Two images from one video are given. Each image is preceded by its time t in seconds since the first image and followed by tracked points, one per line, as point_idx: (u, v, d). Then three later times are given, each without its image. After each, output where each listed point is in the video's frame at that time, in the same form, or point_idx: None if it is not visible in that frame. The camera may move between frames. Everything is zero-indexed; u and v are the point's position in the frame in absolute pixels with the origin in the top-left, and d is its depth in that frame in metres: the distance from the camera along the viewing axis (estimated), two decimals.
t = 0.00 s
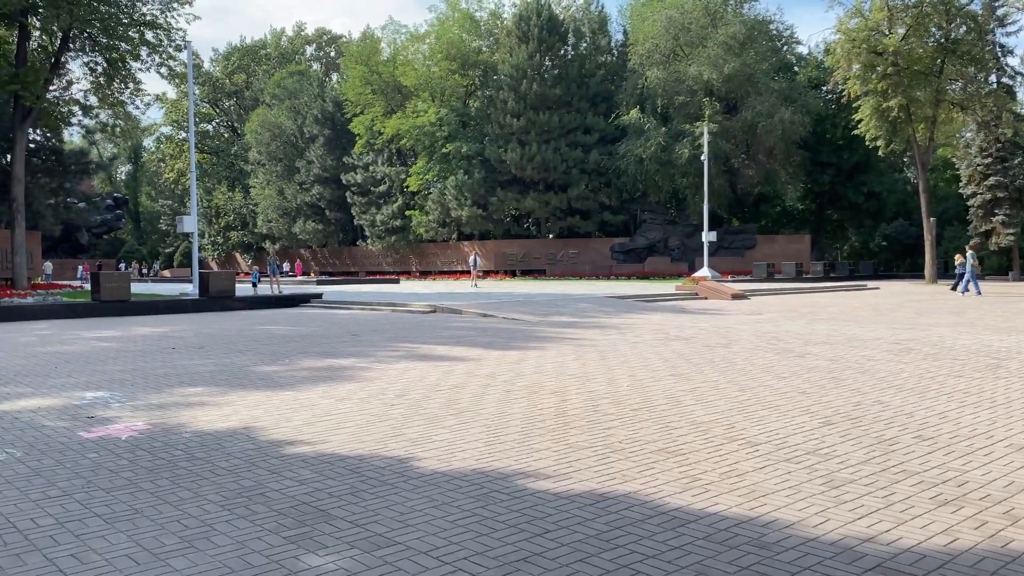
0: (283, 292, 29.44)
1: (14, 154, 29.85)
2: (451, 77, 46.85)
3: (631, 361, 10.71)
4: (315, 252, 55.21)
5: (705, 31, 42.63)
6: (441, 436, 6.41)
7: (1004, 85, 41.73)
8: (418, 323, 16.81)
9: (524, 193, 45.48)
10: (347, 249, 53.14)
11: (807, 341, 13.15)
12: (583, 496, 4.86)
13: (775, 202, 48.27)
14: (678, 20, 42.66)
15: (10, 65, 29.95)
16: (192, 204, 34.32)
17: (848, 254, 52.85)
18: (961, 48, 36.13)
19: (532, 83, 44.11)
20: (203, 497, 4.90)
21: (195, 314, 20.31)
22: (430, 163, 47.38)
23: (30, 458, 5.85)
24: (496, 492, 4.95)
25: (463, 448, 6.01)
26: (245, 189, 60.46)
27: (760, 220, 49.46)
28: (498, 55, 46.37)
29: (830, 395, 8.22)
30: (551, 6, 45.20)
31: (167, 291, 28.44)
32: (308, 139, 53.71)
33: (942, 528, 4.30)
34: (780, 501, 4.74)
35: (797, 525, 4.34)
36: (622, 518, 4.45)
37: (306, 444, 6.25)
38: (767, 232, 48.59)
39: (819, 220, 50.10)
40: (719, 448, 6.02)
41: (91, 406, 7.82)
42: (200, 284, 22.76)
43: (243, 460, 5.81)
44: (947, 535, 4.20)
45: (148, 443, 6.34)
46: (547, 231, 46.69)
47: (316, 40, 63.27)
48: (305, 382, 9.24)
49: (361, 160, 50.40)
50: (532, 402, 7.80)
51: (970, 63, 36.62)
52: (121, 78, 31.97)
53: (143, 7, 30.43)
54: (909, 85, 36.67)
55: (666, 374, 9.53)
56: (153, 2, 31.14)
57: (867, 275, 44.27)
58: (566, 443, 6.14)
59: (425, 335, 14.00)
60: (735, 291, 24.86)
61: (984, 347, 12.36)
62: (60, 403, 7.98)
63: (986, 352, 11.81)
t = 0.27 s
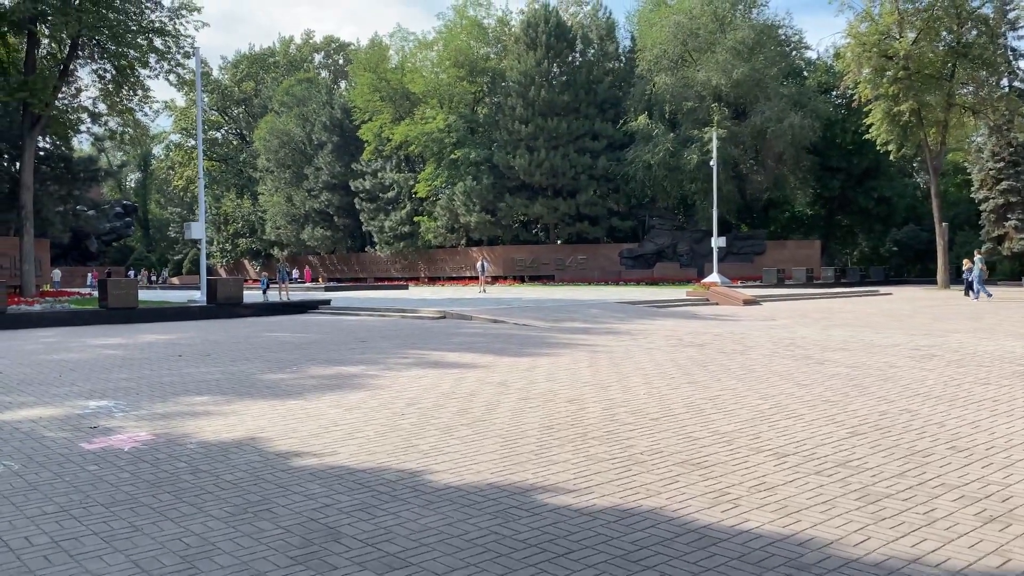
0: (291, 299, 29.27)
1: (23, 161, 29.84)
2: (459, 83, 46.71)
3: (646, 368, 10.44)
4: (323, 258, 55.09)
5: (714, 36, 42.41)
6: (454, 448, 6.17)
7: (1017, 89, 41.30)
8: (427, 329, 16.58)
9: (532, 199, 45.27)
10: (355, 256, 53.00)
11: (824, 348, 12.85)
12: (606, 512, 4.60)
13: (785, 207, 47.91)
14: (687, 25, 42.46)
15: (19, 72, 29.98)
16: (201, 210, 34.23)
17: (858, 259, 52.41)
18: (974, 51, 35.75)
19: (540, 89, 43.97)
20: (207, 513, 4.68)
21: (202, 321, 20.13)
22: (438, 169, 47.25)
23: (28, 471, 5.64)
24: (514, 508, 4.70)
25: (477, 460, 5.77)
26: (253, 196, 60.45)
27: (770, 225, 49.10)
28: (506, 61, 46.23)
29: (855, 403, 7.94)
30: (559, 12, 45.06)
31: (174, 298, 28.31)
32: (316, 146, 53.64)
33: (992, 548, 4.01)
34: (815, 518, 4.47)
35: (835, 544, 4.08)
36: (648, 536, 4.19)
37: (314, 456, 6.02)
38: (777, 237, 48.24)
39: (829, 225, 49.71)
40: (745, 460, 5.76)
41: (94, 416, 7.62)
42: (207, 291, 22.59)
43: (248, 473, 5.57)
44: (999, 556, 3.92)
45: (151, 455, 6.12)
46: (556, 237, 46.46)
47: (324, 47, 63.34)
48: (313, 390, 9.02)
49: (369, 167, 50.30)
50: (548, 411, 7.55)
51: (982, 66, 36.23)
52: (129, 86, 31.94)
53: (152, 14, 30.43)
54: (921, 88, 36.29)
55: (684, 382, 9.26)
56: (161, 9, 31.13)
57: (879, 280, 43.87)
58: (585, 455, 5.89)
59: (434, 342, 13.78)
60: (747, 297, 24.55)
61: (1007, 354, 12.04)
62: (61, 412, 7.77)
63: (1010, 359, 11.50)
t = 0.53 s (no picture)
0: (299, 307, 29.06)
1: (30, 169, 29.88)
2: (467, 89, 46.50)
3: (662, 378, 10.16)
4: (331, 265, 54.94)
5: (723, 40, 42.16)
6: (468, 466, 5.90)
7: None
8: (437, 338, 16.33)
9: (540, 205, 45.02)
10: (363, 263, 52.85)
11: (843, 356, 12.54)
12: (632, 537, 4.33)
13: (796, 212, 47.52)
14: (696, 29, 42.23)
15: (27, 81, 30.04)
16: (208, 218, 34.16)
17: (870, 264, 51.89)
18: (987, 53, 35.34)
19: (548, 95, 43.79)
20: (209, 539, 4.43)
21: (210, 330, 19.95)
22: (446, 176, 47.09)
23: (24, 492, 5.41)
24: (533, 533, 4.42)
25: (493, 480, 5.50)
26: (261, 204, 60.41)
27: (780, 230, 48.71)
28: (513, 67, 46.08)
29: (882, 416, 7.64)
30: (567, 18, 44.92)
31: (183, 307, 28.18)
32: (324, 153, 53.56)
33: None
34: (855, 544, 4.19)
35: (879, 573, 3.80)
36: (679, 566, 3.92)
37: (322, 475, 5.76)
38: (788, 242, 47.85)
39: (840, 230, 49.27)
40: (774, 478, 5.47)
41: (95, 431, 7.39)
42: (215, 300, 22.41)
43: (255, 493, 5.33)
44: None
45: (153, 473, 5.88)
46: (564, 243, 46.18)
47: (331, 54, 63.40)
48: (321, 403, 8.78)
49: (377, 174, 50.18)
50: (564, 425, 7.28)
51: (996, 69, 35.81)
52: (137, 93, 31.92)
53: (159, 21, 30.45)
54: (934, 91, 35.89)
55: (703, 393, 8.97)
56: (168, 17, 31.15)
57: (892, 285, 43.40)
58: (605, 473, 5.61)
59: (445, 351, 13.52)
60: (760, 303, 24.22)
61: None
62: (62, 427, 7.56)
63: None
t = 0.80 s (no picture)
0: (307, 312, 28.90)
1: (39, 177, 29.85)
2: (474, 93, 46.37)
3: (678, 383, 9.91)
4: (339, 271, 54.82)
5: (730, 43, 41.91)
6: (482, 475, 5.67)
7: None
8: (446, 342, 16.11)
9: (548, 209, 44.81)
10: (371, 268, 52.73)
11: (862, 359, 12.27)
12: (658, 553, 4.09)
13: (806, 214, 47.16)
14: (703, 32, 42.02)
15: (35, 88, 30.05)
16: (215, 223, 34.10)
17: (880, 266, 51.47)
18: (999, 53, 34.99)
19: (555, 98, 43.64)
20: (211, 555, 4.20)
21: (217, 336, 19.79)
22: (453, 181, 46.97)
23: (22, 505, 5.21)
24: (554, 549, 4.18)
25: (509, 491, 5.27)
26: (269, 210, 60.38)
27: (789, 233, 48.37)
28: (520, 71, 45.96)
29: (909, 421, 7.37)
30: (573, 21, 44.77)
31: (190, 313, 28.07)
32: (332, 158, 53.50)
33: None
34: (897, 560, 3.93)
35: None
36: None
37: (330, 486, 5.53)
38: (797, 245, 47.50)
39: (850, 232, 48.87)
40: (803, 488, 5.23)
41: (98, 440, 7.20)
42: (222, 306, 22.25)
43: (261, 505, 5.11)
44: None
45: (155, 484, 5.66)
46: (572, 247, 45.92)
47: (338, 60, 63.44)
48: (329, 410, 8.57)
49: (384, 179, 50.09)
50: (580, 433, 7.04)
51: (1008, 68, 35.44)
52: (144, 100, 31.90)
53: (166, 28, 30.41)
54: (945, 91, 35.54)
55: (722, 399, 8.71)
56: (175, 23, 31.11)
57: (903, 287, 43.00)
58: (626, 483, 5.38)
59: (454, 356, 13.30)
60: (773, 307, 23.93)
61: None
62: (63, 436, 7.37)
63: None
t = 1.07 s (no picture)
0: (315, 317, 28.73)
1: (46, 184, 29.75)
2: (481, 97, 46.17)
3: (694, 390, 9.63)
4: (347, 276, 54.68)
5: (740, 43, 41.60)
6: (495, 492, 5.42)
7: None
8: (456, 348, 15.86)
9: (557, 212, 44.55)
10: (379, 273, 52.56)
11: (882, 363, 11.97)
12: None
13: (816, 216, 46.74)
14: (712, 33, 41.73)
15: (42, 94, 29.98)
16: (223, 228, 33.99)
17: (892, 267, 50.97)
18: (1013, 51, 34.53)
19: (564, 101, 43.41)
20: None
21: (224, 342, 19.59)
22: (461, 184, 46.81)
23: (15, 525, 4.97)
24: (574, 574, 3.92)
25: (524, 508, 5.01)
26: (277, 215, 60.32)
27: (800, 235, 47.97)
28: (528, 74, 45.73)
29: (939, 431, 7.07)
30: (581, 23, 44.52)
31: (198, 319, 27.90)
32: (339, 163, 53.38)
33: None
34: None
35: None
36: None
37: (336, 503, 5.28)
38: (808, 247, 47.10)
39: (861, 233, 48.42)
40: (836, 505, 4.94)
41: (98, 453, 6.97)
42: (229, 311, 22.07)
43: (265, 525, 4.86)
44: None
45: (155, 502, 5.43)
46: (581, 250, 45.64)
47: (346, 65, 63.42)
48: (337, 420, 8.33)
49: (392, 183, 49.94)
50: (596, 445, 6.76)
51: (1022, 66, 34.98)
52: (151, 105, 31.82)
53: (173, 33, 30.29)
54: (958, 90, 35.12)
55: (742, 408, 8.43)
56: (182, 28, 30.98)
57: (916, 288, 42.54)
58: (646, 500, 5.11)
59: (464, 362, 13.06)
60: (786, 309, 23.59)
61: None
62: (63, 449, 7.14)
63: None
